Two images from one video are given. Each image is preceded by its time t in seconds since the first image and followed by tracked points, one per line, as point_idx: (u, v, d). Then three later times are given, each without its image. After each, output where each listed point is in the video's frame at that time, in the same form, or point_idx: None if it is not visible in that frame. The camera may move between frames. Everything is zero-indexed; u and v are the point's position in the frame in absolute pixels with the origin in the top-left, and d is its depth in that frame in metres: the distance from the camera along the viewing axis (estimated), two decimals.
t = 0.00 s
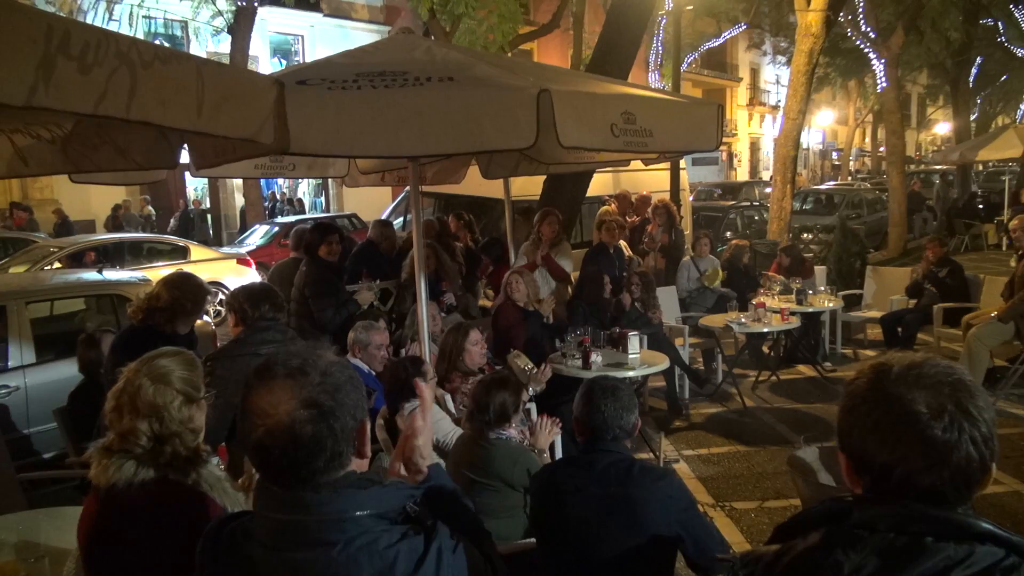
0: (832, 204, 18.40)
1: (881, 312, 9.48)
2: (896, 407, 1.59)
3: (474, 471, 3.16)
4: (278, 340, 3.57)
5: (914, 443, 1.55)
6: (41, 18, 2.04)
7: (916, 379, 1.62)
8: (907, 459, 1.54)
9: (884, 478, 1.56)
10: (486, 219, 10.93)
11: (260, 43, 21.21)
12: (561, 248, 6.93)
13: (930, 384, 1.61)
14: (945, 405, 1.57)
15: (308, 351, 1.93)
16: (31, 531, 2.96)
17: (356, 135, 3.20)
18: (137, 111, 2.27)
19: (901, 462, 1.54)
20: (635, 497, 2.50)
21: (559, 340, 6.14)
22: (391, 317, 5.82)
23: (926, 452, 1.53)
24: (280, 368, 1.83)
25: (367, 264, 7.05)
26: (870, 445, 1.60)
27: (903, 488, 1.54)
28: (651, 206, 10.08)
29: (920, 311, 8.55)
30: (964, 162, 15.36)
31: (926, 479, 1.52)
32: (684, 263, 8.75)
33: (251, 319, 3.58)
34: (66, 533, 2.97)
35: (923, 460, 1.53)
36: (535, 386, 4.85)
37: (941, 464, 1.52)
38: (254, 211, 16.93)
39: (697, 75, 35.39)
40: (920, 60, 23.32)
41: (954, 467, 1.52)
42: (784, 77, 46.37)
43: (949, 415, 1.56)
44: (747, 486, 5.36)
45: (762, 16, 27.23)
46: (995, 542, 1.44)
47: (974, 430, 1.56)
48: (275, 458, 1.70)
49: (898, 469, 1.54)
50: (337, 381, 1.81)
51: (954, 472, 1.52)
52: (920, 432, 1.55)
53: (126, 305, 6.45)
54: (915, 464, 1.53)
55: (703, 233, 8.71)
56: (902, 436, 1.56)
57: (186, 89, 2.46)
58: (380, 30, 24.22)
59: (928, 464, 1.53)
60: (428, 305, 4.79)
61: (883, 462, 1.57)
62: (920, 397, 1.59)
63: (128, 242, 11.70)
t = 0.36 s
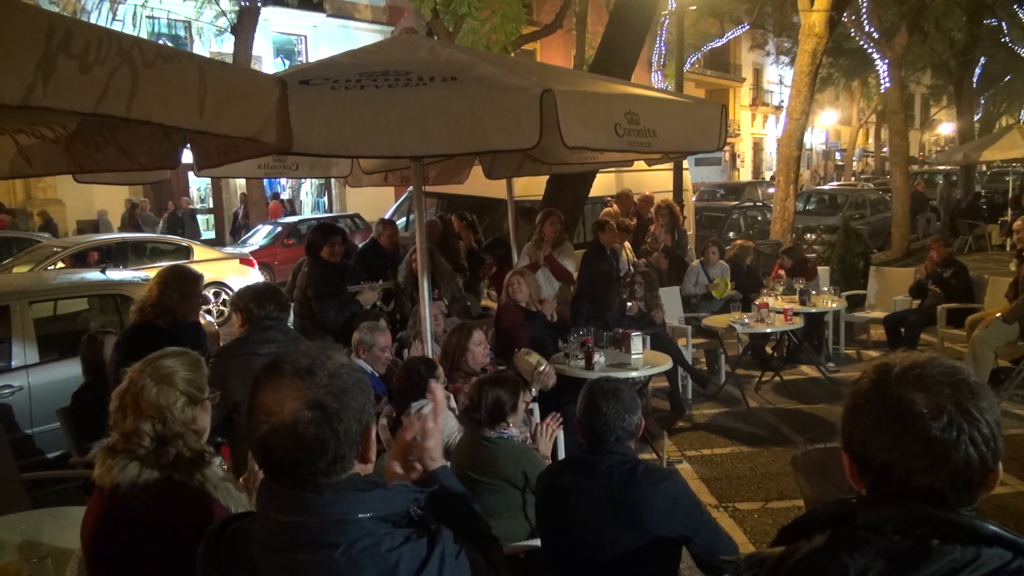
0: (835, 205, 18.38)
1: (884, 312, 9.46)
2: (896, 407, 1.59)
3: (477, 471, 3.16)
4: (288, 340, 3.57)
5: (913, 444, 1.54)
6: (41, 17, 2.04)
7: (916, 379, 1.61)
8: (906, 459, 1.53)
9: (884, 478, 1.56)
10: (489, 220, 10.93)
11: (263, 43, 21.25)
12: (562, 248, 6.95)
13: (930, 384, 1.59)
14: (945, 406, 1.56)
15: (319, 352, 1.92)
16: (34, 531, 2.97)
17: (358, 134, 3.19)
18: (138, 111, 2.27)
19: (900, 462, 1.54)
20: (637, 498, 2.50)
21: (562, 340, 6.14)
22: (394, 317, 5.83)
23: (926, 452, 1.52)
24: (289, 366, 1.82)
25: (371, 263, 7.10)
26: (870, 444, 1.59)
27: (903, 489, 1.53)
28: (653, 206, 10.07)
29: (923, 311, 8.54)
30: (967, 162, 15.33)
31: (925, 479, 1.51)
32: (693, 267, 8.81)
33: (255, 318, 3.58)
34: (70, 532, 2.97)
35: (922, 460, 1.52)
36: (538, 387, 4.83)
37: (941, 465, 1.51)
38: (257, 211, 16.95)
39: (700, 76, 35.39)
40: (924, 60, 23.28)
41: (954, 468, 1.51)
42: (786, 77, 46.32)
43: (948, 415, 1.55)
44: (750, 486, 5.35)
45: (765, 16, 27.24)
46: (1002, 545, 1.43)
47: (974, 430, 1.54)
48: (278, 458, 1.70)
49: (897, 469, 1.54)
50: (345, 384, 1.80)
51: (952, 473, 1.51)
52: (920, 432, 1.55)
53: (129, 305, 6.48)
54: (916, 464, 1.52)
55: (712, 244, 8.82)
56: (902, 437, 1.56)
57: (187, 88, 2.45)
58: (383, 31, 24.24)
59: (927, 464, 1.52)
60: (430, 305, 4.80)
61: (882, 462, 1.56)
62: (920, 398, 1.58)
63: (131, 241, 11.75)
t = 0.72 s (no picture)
0: (836, 204, 18.35)
1: (885, 311, 9.44)
2: (897, 406, 1.58)
3: (477, 471, 3.15)
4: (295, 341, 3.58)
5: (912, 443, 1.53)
6: (39, 14, 2.03)
7: (917, 378, 1.60)
8: (904, 458, 1.53)
9: (882, 476, 1.55)
10: (489, 219, 10.92)
11: (263, 43, 21.23)
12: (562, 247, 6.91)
13: (931, 383, 1.58)
14: (946, 405, 1.55)
15: (323, 353, 1.91)
16: (33, 531, 2.96)
17: (358, 133, 3.18)
18: (136, 109, 2.26)
19: (899, 461, 1.53)
20: (637, 498, 2.48)
21: (563, 340, 6.12)
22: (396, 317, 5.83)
23: (924, 450, 1.52)
24: (295, 368, 1.80)
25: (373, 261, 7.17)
26: (871, 443, 1.59)
27: (904, 488, 1.52)
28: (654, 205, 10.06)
29: (924, 310, 8.53)
30: (968, 161, 15.29)
31: (923, 478, 1.50)
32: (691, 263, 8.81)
33: (257, 319, 3.57)
34: (70, 533, 2.96)
35: (921, 458, 1.51)
36: (538, 385, 4.81)
37: (943, 465, 1.50)
38: (257, 210, 16.93)
39: (700, 75, 35.35)
40: (925, 59, 23.25)
41: (953, 467, 1.49)
42: (787, 76, 46.27)
43: (947, 414, 1.54)
44: (751, 486, 5.34)
45: (766, 15, 27.21)
46: (1007, 546, 1.42)
47: (973, 429, 1.53)
48: (281, 460, 1.69)
49: (896, 468, 1.53)
50: (352, 387, 1.79)
51: (952, 472, 1.49)
52: (920, 431, 1.54)
53: (129, 305, 6.47)
54: (916, 462, 1.52)
55: (709, 238, 8.80)
56: (902, 436, 1.55)
57: (186, 87, 2.44)
58: (383, 30, 24.23)
59: (926, 461, 1.51)
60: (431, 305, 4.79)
61: (883, 462, 1.55)
62: (919, 397, 1.57)
63: (131, 241, 11.73)
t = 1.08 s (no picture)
0: (834, 202, 18.36)
1: (883, 310, 9.45)
2: (897, 405, 1.57)
3: (476, 472, 3.14)
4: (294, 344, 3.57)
5: (913, 444, 1.53)
6: (37, 17, 2.03)
7: (916, 377, 1.59)
8: (902, 457, 1.52)
9: (881, 476, 1.55)
10: (487, 219, 10.92)
11: (260, 44, 21.19)
12: (561, 246, 6.87)
13: (929, 382, 1.57)
14: (943, 405, 1.54)
15: (323, 356, 1.90)
16: (32, 534, 2.95)
17: (357, 134, 3.17)
18: (134, 111, 2.25)
19: (898, 460, 1.53)
20: (638, 499, 2.48)
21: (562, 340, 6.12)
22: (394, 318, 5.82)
23: (924, 450, 1.51)
24: (296, 373, 1.80)
25: (372, 263, 7.20)
26: (871, 443, 1.58)
27: (903, 486, 1.52)
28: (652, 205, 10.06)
29: (923, 309, 8.53)
30: (966, 159, 15.29)
31: (922, 477, 1.50)
32: (686, 258, 8.87)
33: (253, 321, 3.56)
34: (69, 536, 2.95)
35: (920, 458, 1.51)
36: (537, 385, 4.81)
37: (942, 465, 1.49)
38: (255, 211, 16.92)
39: (698, 74, 35.37)
40: (922, 58, 23.26)
41: (951, 467, 1.49)
42: (784, 75, 46.28)
43: (946, 414, 1.53)
44: (751, 485, 5.34)
45: (764, 14, 27.18)
46: (1008, 546, 1.42)
47: (973, 429, 1.52)
48: (284, 465, 1.69)
49: (892, 467, 1.53)
50: (352, 389, 1.79)
51: (952, 472, 1.49)
52: (920, 431, 1.53)
53: (127, 307, 6.46)
54: (914, 461, 1.51)
55: (700, 230, 8.83)
56: (899, 433, 1.55)
57: (184, 89, 2.43)
58: (381, 30, 24.22)
59: (924, 461, 1.50)
60: (429, 305, 4.77)
61: (881, 461, 1.55)
62: (917, 398, 1.56)
63: (129, 243, 11.71)
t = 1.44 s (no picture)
0: (831, 199, 18.37)
1: (881, 305, 9.45)
2: (897, 401, 1.57)
3: (477, 473, 3.14)
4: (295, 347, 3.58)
5: (913, 439, 1.53)
6: (28, 24, 2.02)
7: (915, 372, 1.59)
8: (902, 452, 1.52)
9: (881, 473, 1.55)
10: (484, 220, 10.92)
11: (255, 48, 21.19)
12: (559, 246, 6.82)
13: (928, 377, 1.57)
14: (942, 401, 1.54)
15: (324, 358, 1.90)
16: (32, 542, 2.95)
17: (352, 136, 3.17)
18: (127, 116, 2.24)
19: (898, 456, 1.52)
20: (640, 498, 2.48)
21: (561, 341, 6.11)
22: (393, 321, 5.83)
23: (922, 445, 1.51)
24: (297, 375, 1.80)
25: (370, 266, 7.20)
26: (872, 439, 1.58)
27: (903, 482, 1.52)
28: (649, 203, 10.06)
29: (921, 304, 8.53)
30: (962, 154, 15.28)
31: (921, 472, 1.50)
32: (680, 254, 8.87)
33: (251, 326, 3.56)
34: (69, 543, 2.94)
35: (919, 453, 1.51)
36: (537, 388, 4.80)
37: (943, 460, 1.49)
38: (252, 215, 16.90)
39: (693, 72, 35.36)
40: (917, 53, 23.26)
41: (950, 463, 1.49)
42: (779, 72, 46.30)
43: (944, 409, 1.53)
44: (751, 482, 5.34)
45: (759, 11, 27.23)
46: (1010, 540, 1.42)
47: (971, 424, 1.52)
48: (285, 467, 1.69)
49: (892, 463, 1.53)
50: (352, 392, 1.79)
51: (951, 468, 1.49)
52: (919, 427, 1.53)
53: (125, 313, 6.48)
54: (914, 456, 1.51)
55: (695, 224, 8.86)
56: (898, 430, 1.55)
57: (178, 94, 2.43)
58: (375, 33, 24.20)
59: (924, 457, 1.50)
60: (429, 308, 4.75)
61: (881, 457, 1.55)
62: (916, 395, 1.56)
63: (126, 249, 11.70)
